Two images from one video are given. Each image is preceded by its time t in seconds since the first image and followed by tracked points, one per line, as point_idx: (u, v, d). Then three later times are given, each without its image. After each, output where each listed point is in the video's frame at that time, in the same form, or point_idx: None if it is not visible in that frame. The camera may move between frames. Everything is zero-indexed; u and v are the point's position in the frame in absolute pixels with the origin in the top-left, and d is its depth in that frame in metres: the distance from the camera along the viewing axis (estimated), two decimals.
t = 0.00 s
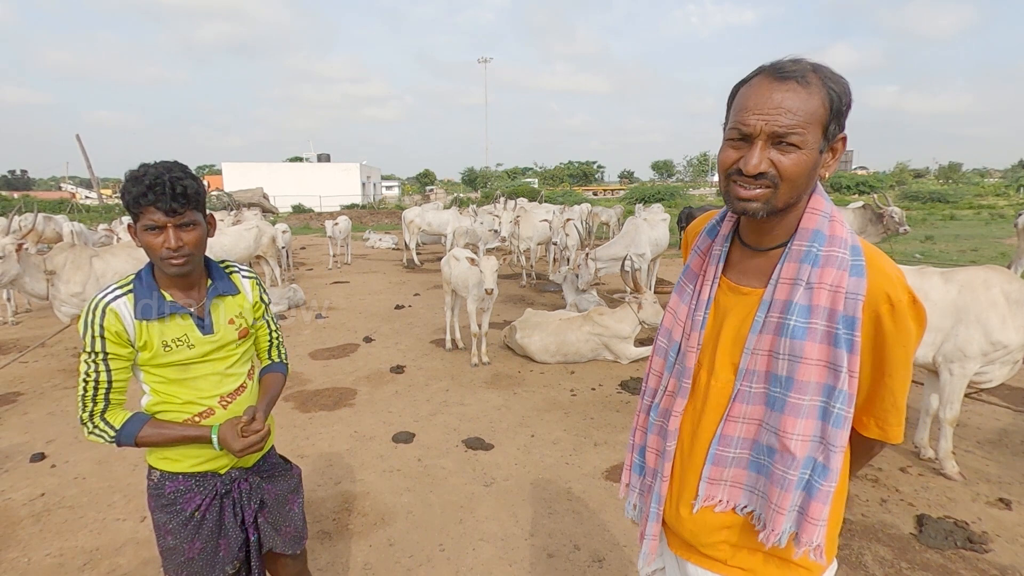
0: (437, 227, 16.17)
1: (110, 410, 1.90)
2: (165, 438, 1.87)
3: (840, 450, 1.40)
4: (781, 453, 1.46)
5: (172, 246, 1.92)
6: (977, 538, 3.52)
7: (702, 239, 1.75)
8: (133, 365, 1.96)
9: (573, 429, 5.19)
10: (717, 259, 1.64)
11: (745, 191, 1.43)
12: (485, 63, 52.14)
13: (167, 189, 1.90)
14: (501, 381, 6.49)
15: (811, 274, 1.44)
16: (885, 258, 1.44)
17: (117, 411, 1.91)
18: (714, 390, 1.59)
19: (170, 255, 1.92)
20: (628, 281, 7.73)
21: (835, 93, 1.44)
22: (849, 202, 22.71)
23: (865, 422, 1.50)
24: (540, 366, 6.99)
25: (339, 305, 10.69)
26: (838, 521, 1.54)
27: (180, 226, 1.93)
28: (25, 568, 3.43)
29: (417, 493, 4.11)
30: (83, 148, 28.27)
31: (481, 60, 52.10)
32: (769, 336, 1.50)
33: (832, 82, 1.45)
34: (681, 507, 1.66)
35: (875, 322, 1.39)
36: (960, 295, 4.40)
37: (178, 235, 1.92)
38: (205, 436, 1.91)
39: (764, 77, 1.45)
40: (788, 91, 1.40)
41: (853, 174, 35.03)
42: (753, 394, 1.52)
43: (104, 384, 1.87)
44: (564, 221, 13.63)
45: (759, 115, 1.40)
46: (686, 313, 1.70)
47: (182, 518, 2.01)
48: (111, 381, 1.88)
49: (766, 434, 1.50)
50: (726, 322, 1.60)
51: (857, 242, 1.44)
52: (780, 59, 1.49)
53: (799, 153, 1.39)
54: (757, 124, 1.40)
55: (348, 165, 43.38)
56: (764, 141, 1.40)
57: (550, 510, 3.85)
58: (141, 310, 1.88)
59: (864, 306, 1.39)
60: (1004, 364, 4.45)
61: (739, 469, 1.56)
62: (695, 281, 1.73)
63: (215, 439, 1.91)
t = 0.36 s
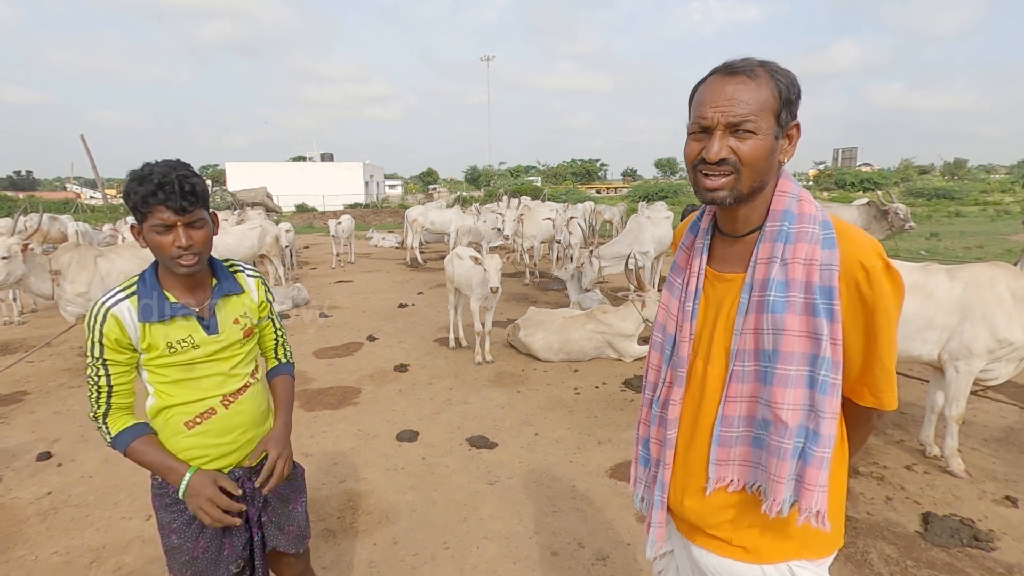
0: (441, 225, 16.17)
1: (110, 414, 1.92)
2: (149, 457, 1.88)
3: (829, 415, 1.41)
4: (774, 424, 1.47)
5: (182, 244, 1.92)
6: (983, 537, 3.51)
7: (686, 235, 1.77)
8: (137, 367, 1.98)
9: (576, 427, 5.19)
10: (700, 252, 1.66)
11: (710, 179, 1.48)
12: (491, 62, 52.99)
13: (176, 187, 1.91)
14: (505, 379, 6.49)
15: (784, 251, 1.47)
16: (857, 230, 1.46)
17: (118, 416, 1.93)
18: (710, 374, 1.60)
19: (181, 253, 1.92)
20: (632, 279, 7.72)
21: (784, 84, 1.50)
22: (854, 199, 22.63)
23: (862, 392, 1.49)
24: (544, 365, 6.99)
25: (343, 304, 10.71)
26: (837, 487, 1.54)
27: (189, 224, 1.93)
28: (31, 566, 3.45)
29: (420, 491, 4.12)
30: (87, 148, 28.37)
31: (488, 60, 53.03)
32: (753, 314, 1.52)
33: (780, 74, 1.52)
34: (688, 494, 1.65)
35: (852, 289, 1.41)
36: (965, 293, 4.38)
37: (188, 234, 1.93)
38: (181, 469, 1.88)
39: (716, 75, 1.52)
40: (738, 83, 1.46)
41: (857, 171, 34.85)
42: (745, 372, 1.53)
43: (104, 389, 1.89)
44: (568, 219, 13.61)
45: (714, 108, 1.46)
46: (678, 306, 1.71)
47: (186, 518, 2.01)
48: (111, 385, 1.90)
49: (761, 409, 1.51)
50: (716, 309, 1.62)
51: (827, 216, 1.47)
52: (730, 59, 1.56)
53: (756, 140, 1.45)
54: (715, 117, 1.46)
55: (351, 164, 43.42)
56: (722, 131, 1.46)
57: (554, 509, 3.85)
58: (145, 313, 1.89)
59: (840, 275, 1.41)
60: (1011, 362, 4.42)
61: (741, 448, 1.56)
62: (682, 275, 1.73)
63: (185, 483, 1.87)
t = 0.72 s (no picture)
0: (445, 225, 16.19)
1: (110, 416, 1.95)
2: (118, 487, 1.93)
3: (837, 392, 1.41)
4: (786, 409, 1.46)
5: (197, 243, 1.93)
6: (991, 538, 3.49)
7: (678, 241, 1.76)
8: (144, 367, 1.99)
9: (581, 426, 5.18)
10: (695, 256, 1.66)
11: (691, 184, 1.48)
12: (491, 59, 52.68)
13: (193, 186, 1.93)
14: (509, 378, 6.49)
15: (772, 242, 1.48)
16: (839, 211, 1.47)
17: (117, 418, 1.96)
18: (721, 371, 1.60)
19: (195, 252, 1.93)
20: (636, 279, 7.71)
21: (758, 90, 1.50)
22: (860, 198, 22.54)
23: (875, 364, 1.48)
24: (548, 364, 6.98)
25: (348, 304, 10.74)
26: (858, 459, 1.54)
27: (204, 224, 1.95)
28: (40, 563, 3.48)
29: (425, 490, 4.13)
30: (94, 149, 28.59)
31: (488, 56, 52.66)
32: (752, 306, 1.52)
33: (753, 81, 1.52)
34: (715, 492, 1.64)
35: (842, 267, 1.42)
36: (973, 293, 4.34)
37: (202, 233, 1.94)
38: (131, 517, 1.92)
39: (691, 87, 1.52)
40: (713, 93, 1.47)
41: (864, 171, 34.66)
42: (754, 363, 1.53)
43: (107, 390, 1.92)
44: (572, 219, 13.59)
45: (693, 118, 1.46)
46: (680, 310, 1.71)
47: (194, 519, 2.02)
48: (113, 385, 1.93)
49: (773, 397, 1.51)
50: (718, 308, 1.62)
51: (808, 204, 1.50)
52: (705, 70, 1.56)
53: (734, 145, 1.45)
54: (693, 126, 1.46)
55: (356, 163, 43.52)
56: (702, 139, 1.46)
57: (559, 508, 3.85)
58: (151, 315, 1.91)
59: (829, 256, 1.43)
60: (1019, 362, 4.38)
61: (764, 438, 1.54)
62: (680, 279, 1.73)
63: (125, 531, 1.91)
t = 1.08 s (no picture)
0: (456, 223, 16.22)
1: (132, 410, 1.99)
2: (141, 480, 1.97)
3: (861, 400, 1.41)
4: (808, 414, 1.46)
5: (198, 242, 1.94)
6: (1006, 545, 3.44)
7: (699, 233, 1.73)
8: (156, 362, 2.02)
9: (590, 426, 5.17)
10: (718, 249, 1.64)
11: (718, 182, 1.48)
12: (502, 59, 53.57)
13: (197, 185, 1.94)
14: (519, 377, 6.50)
15: (805, 246, 1.47)
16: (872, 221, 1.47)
17: (139, 411, 2.00)
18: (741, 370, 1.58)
19: (196, 250, 1.95)
20: (647, 278, 7.68)
21: (792, 88, 1.49)
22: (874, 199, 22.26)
23: (892, 372, 1.46)
24: (558, 363, 6.98)
25: (358, 301, 10.80)
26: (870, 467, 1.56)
27: (207, 222, 1.96)
28: (55, 553, 3.53)
29: (434, 487, 4.14)
30: (110, 146, 28.95)
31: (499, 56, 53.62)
32: (779, 309, 1.51)
33: (788, 78, 1.50)
34: (723, 488, 1.63)
35: (875, 277, 1.41)
36: (990, 295, 4.28)
37: (204, 231, 1.95)
38: (151, 509, 1.96)
39: (726, 81, 1.51)
40: (748, 89, 1.46)
41: (879, 172, 34.26)
42: (776, 366, 1.52)
43: (126, 383, 1.96)
44: (583, 218, 13.57)
45: (726, 113, 1.45)
46: (698, 302, 1.69)
47: (200, 514, 2.04)
48: (130, 379, 1.96)
49: (793, 401, 1.50)
50: (739, 306, 1.61)
51: (842, 209, 1.48)
52: (740, 64, 1.55)
53: (767, 143, 1.44)
54: (726, 122, 1.46)
55: (367, 162, 43.72)
56: (734, 135, 1.45)
57: (567, 508, 3.84)
58: (159, 311, 1.92)
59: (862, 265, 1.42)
60: None
61: (780, 440, 1.54)
62: (700, 272, 1.70)
63: (147, 521, 1.94)
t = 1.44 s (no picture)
0: (501, 223, 16.31)
1: (196, 398, 2.08)
2: (196, 467, 2.06)
3: (944, 411, 1.32)
4: (883, 423, 1.39)
5: (262, 240, 2.02)
6: None
7: (769, 231, 1.68)
8: (221, 353, 2.11)
9: (637, 428, 5.10)
10: (787, 248, 1.58)
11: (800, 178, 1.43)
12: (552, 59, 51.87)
13: (262, 185, 2.02)
14: (564, 378, 6.46)
15: (885, 244, 1.40)
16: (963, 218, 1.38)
17: (202, 400, 2.10)
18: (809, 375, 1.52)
19: (260, 248, 2.02)
20: (697, 279, 7.50)
21: (877, 78, 1.44)
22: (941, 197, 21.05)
23: (993, 378, 1.38)
24: (603, 364, 6.91)
25: (405, 300, 11.00)
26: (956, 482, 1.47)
27: (271, 221, 2.03)
28: (126, 535, 3.74)
29: (480, 485, 4.17)
30: (175, 151, 30.54)
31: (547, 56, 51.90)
32: (853, 310, 1.44)
33: (873, 67, 1.46)
34: (784, 498, 1.57)
35: (964, 278, 1.33)
36: None
37: (269, 230, 2.03)
38: (201, 496, 2.05)
39: (804, 73, 1.48)
40: (830, 80, 1.42)
41: (945, 168, 32.39)
42: (847, 370, 1.45)
43: (191, 372, 2.06)
44: (629, 218, 13.39)
45: (807, 106, 1.42)
46: (763, 303, 1.63)
47: (253, 504, 2.11)
48: (196, 368, 2.06)
49: (866, 409, 1.43)
50: (809, 307, 1.55)
51: (930, 205, 1.40)
52: (818, 56, 1.51)
53: (852, 136, 1.40)
54: (807, 114, 1.42)
55: (413, 163, 44.51)
56: (816, 128, 1.41)
57: (614, 510, 3.80)
58: (225, 304, 2.01)
59: (950, 266, 1.34)
60: None
61: (848, 450, 1.46)
62: (768, 271, 1.65)
63: (196, 506, 2.04)
